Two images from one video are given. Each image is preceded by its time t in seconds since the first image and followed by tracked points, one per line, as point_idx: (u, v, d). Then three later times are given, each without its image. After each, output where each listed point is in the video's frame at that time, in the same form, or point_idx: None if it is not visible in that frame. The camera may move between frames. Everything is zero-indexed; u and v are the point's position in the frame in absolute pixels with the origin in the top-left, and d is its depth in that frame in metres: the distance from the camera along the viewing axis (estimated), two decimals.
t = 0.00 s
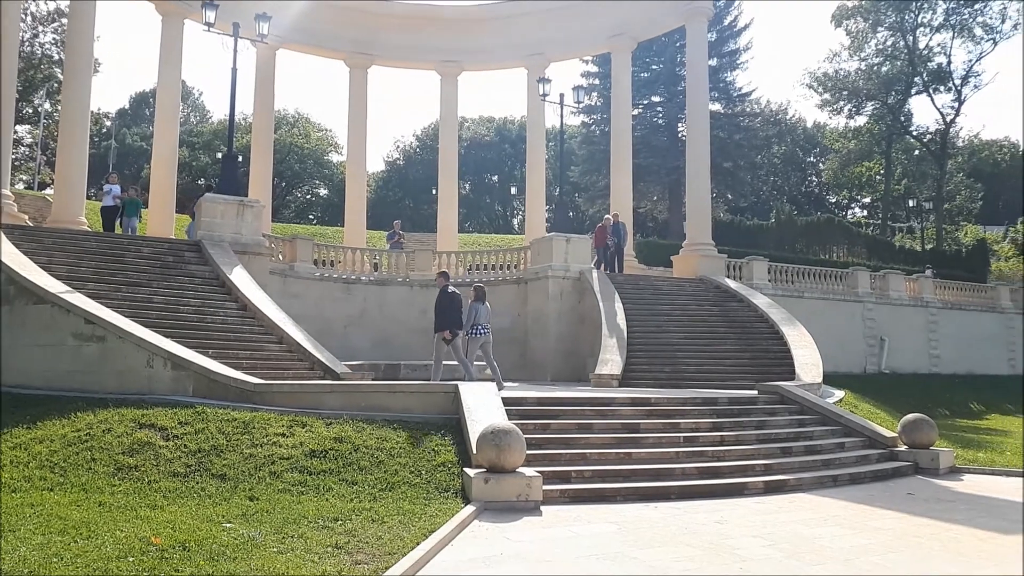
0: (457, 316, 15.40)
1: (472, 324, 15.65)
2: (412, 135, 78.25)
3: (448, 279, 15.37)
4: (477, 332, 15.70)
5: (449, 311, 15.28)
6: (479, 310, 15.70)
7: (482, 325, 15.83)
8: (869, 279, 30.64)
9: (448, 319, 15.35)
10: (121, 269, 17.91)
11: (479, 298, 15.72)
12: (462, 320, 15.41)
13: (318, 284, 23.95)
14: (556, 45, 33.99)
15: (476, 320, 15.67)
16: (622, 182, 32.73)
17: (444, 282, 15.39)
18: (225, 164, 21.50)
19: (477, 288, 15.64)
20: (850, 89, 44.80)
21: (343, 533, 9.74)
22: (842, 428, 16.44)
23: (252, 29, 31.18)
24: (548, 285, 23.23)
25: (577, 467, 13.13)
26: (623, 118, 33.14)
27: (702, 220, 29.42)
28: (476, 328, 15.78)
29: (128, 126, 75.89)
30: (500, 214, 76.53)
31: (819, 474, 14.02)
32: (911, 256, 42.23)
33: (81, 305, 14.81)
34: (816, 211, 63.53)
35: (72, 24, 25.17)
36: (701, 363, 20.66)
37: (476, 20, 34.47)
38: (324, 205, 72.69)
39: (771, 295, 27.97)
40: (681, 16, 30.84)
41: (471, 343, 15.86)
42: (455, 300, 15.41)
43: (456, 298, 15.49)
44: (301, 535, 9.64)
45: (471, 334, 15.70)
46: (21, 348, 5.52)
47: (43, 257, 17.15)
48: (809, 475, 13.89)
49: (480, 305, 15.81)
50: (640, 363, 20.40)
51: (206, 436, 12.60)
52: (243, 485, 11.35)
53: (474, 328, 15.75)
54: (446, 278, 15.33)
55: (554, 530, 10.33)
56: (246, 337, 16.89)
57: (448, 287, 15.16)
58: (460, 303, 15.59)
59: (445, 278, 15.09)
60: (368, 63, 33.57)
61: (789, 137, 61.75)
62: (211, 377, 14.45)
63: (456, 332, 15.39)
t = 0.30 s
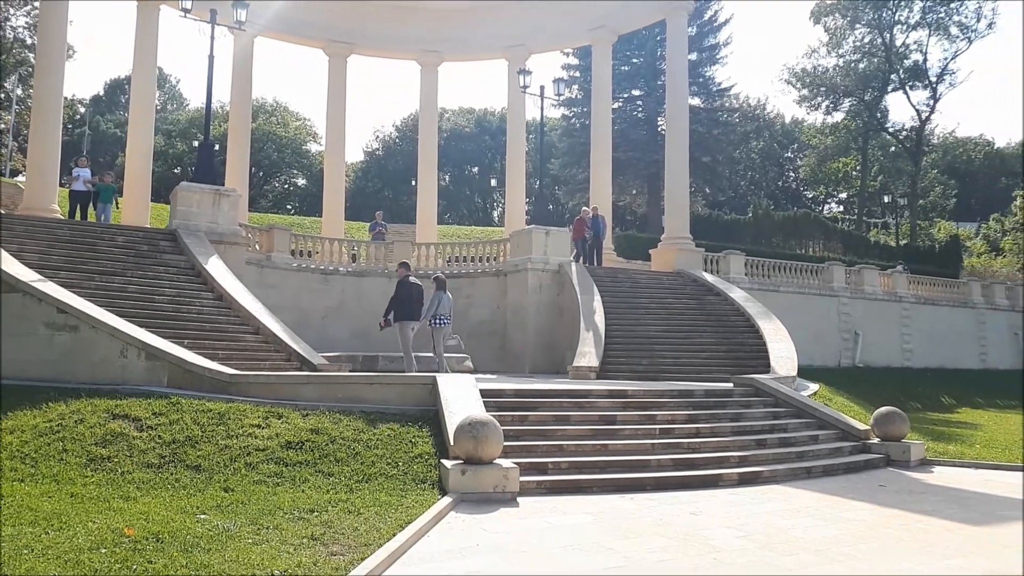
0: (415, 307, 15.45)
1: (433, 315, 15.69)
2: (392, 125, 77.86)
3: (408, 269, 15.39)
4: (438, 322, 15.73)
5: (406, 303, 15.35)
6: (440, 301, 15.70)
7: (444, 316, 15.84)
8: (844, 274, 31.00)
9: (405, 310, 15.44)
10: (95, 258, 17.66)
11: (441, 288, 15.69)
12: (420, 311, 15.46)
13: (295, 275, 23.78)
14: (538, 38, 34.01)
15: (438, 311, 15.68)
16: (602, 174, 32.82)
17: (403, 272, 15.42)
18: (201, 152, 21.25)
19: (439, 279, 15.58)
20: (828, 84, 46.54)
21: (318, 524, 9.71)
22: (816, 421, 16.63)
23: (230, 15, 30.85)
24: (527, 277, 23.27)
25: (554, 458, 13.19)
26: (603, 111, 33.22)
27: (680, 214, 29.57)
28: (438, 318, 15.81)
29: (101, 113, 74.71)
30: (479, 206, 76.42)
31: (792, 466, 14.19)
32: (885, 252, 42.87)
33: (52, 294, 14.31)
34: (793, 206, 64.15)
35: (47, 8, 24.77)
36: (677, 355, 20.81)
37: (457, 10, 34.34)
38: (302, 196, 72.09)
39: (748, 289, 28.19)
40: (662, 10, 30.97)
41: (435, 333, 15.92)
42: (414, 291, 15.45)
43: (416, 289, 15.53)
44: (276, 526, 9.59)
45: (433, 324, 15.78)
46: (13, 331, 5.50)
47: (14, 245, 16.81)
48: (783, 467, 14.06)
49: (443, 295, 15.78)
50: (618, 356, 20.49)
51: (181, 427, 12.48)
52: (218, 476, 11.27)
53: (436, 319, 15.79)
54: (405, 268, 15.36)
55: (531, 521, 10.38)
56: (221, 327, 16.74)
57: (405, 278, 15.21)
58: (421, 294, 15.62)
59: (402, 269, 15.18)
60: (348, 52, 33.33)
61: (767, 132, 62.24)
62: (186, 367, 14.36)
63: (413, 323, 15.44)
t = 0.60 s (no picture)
0: (371, 301, 15.36)
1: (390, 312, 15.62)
2: (366, 116, 77.36)
3: (364, 264, 15.43)
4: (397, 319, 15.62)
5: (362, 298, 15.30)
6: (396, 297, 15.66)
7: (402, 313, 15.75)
8: (815, 270, 31.39)
9: (362, 306, 15.31)
10: (62, 248, 17.35)
11: (397, 284, 15.68)
12: (376, 306, 15.36)
13: (267, 267, 23.56)
14: (514, 31, 33.97)
15: (396, 307, 15.60)
16: (577, 167, 32.89)
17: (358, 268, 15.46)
18: (171, 141, 20.96)
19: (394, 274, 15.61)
20: (800, 81, 47.31)
21: (289, 518, 9.65)
22: (786, 415, 16.81)
23: (201, 4, 30.43)
24: (502, 271, 23.27)
25: (527, 452, 13.22)
26: (579, 105, 33.27)
27: (654, 209, 29.72)
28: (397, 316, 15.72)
29: (68, 100, 73.30)
30: (455, 199, 76.25)
31: (762, 459, 14.36)
32: (855, 248, 43.53)
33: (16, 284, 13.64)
34: (766, 202, 64.86)
35: None
36: (650, 349, 20.95)
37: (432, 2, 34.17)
38: (275, 187, 71.43)
39: (720, 284, 28.44)
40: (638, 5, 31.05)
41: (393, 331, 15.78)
42: (370, 286, 15.42)
43: (372, 284, 15.52)
44: (247, 520, 9.52)
45: (391, 321, 15.65)
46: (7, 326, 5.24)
47: None
48: (753, 460, 14.21)
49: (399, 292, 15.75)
50: (591, 349, 20.58)
51: (149, 420, 12.34)
52: (187, 470, 11.16)
53: (394, 316, 15.68)
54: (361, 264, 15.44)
55: (502, 514, 10.41)
56: (192, 319, 16.57)
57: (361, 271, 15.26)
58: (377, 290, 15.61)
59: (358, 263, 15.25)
60: (322, 43, 33.03)
61: (740, 129, 62.74)
62: (156, 360, 14.23)
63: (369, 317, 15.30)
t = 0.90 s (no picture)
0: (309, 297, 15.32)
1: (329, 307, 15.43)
2: (330, 112, 76.68)
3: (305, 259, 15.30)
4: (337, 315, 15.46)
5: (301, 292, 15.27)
6: (337, 292, 15.42)
7: (343, 308, 15.52)
8: (774, 269, 31.90)
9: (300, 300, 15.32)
10: (14, 243, 16.89)
11: (338, 279, 15.45)
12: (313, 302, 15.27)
13: (227, 263, 23.23)
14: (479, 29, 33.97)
15: (336, 303, 15.42)
16: (541, 165, 32.99)
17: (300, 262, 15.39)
18: (128, 135, 20.55)
19: (334, 269, 15.36)
20: (761, 83, 47.98)
21: (248, 518, 9.54)
22: (745, 411, 17.05)
23: None
24: (466, 268, 23.25)
25: (490, 449, 13.23)
26: (543, 104, 33.38)
27: (617, 208, 29.93)
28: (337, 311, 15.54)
29: (20, 91, 71.31)
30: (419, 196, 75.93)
31: (722, 455, 14.56)
32: (814, 247, 44.40)
33: None
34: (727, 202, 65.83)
35: None
36: (613, 347, 21.10)
37: None
38: (236, 182, 70.36)
39: (682, 282, 28.75)
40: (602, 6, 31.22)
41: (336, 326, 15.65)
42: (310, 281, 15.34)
43: (313, 279, 15.39)
44: (205, 519, 9.39)
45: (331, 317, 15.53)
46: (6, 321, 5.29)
47: None
48: (712, 457, 14.39)
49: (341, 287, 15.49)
50: (554, 347, 20.66)
51: (104, 419, 12.09)
52: (144, 469, 10.97)
53: (335, 311, 15.52)
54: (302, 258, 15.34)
55: (465, 512, 10.40)
56: (150, 316, 16.29)
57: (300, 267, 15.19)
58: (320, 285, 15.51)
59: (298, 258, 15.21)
60: (285, 37, 32.62)
61: (703, 130, 63.51)
62: (111, 357, 13.96)
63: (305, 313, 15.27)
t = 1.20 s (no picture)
0: (251, 303, 15.06)
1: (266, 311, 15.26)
2: (292, 113, 75.93)
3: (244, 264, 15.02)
4: (276, 320, 15.36)
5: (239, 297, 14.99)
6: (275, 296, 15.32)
7: (280, 313, 15.46)
8: (733, 275, 32.40)
9: (241, 307, 14.98)
10: None
11: (276, 284, 15.40)
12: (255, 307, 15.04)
13: (184, 265, 22.87)
14: (443, 33, 33.97)
15: (275, 308, 15.32)
16: (505, 170, 33.05)
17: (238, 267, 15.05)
18: (83, 134, 20.07)
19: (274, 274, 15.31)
20: (723, 92, 48.87)
21: (202, 525, 9.40)
22: (703, 416, 17.28)
23: None
24: (429, 272, 23.19)
25: (450, 455, 13.21)
26: (508, 108, 33.47)
27: (579, 214, 30.12)
28: (275, 316, 15.41)
29: None
30: (382, 199, 75.58)
31: (680, 459, 14.73)
32: (772, 254, 45.20)
33: None
34: (688, 209, 66.66)
35: None
36: (574, 352, 21.24)
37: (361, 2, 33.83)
38: (195, 182, 69.20)
39: (643, 288, 29.02)
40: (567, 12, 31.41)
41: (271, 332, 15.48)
42: (250, 287, 15.06)
43: (252, 284, 15.13)
44: (156, 527, 9.23)
45: (270, 322, 15.35)
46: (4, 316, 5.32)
47: None
48: (671, 461, 14.57)
49: (278, 292, 15.44)
50: (516, 352, 20.70)
51: (53, 425, 11.81)
52: (93, 476, 10.73)
53: (272, 316, 15.37)
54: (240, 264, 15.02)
55: (424, 518, 10.36)
56: (103, 320, 15.97)
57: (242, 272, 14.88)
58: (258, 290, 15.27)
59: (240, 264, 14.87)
60: (246, 37, 32.24)
61: (665, 137, 64.20)
62: (62, 361, 13.65)
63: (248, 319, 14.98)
